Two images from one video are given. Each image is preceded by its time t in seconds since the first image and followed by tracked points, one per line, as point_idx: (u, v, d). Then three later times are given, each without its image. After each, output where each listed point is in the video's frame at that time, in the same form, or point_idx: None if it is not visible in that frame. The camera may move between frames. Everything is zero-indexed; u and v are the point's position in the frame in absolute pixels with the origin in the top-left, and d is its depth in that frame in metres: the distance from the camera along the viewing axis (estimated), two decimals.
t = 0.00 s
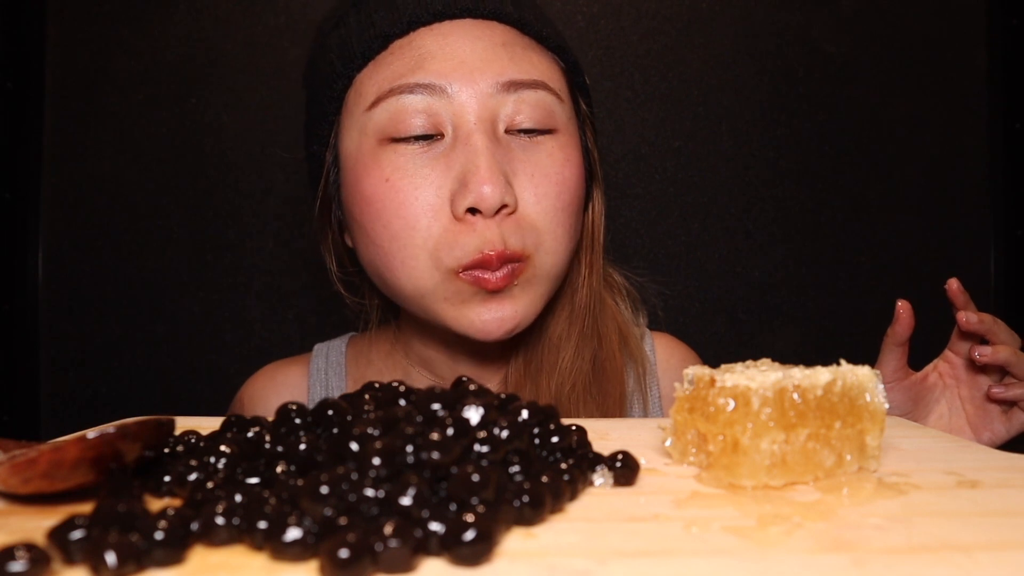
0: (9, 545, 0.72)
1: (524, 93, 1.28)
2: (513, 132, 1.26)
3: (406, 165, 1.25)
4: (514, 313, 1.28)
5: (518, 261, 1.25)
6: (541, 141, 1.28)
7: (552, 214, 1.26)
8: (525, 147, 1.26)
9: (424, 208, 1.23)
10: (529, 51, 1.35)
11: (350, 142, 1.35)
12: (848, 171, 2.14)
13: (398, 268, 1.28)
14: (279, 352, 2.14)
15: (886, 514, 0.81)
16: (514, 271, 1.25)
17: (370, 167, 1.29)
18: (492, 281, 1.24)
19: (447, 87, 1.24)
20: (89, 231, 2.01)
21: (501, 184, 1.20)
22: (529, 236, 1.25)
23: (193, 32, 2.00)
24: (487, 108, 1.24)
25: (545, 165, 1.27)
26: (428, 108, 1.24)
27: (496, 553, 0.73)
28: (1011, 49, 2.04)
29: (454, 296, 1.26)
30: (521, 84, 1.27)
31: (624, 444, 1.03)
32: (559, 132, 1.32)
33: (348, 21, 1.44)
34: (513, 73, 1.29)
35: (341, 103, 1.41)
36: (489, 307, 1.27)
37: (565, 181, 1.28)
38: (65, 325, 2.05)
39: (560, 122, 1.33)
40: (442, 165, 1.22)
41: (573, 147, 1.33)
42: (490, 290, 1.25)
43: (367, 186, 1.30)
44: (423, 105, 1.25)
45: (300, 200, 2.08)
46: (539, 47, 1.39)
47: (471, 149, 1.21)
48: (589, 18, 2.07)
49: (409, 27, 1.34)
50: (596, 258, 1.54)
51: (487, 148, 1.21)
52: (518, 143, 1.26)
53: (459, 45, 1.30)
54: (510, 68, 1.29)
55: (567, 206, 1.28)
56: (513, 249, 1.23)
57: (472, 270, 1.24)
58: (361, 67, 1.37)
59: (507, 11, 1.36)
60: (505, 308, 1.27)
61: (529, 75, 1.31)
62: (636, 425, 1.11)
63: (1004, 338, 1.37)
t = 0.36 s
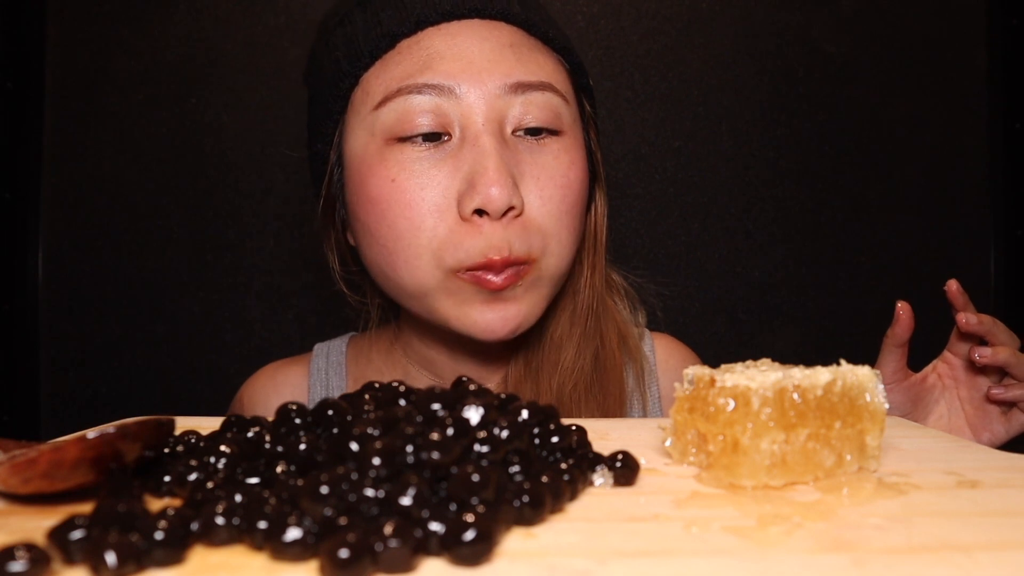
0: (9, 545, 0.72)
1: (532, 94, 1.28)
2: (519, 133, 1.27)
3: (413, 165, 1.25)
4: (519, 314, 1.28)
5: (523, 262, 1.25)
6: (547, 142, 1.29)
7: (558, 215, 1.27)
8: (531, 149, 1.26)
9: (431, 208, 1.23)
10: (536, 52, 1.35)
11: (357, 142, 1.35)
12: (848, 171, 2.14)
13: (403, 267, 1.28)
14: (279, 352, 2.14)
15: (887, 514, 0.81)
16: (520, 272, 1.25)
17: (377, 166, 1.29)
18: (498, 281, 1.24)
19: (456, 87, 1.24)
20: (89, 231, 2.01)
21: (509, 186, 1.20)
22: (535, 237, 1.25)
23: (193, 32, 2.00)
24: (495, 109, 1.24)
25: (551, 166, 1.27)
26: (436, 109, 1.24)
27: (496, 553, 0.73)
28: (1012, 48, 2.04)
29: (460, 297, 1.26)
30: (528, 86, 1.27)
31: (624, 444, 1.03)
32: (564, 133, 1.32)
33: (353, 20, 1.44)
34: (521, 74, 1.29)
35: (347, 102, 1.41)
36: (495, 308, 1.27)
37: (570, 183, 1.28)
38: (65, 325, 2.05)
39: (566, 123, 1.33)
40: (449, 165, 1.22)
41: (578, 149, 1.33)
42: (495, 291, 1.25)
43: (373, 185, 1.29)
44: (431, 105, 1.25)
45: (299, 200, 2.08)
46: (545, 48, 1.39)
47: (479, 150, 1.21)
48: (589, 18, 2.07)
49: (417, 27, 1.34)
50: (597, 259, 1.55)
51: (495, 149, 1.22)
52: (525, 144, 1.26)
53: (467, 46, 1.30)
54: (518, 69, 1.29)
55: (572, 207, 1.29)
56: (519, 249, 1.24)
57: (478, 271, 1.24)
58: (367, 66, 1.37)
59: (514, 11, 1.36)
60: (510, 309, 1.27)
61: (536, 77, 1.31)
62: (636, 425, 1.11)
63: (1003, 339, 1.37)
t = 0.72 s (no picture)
0: (9, 545, 0.72)
1: (534, 94, 1.28)
2: (522, 133, 1.27)
3: (417, 166, 1.25)
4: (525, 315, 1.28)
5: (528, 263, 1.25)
6: (549, 142, 1.29)
7: (561, 216, 1.27)
8: (534, 150, 1.26)
9: (435, 209, 1.23)
10: (537, 52, 1.35)
11: (359, 143, 1.35)
12: (848, 171, 2.14)
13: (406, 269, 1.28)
14: (279, 352, 2.14)
15: (887, 514, 0.81)
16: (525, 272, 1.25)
17: (380, 168, 1.29)
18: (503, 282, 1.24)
19: (459, 88, 1.24)
20: (89, 232, 2.01)
21: (513, 186, 1.20)
22: (538, 237, 1.25)
23: (193, 32, 2.00)
24: (498, 109, 1.24)
25: (554, 166, 1.27)
26: (439, 109, 1.24)
27: (496, 553, 0.73)
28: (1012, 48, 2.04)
29: (463, 298, 1.27)
30: (531, 86, 1.27)
31: (624, 444, 1.03)
32: (566, 134, 1.32)
33: (353, 20, 1.44)
34: (524, 75, 1.29)
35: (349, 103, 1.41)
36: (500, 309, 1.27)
37: (572, 183, 1.29)
38: (65, 325, 2.05)
39: (567, 124, 1.33)
40: (453, 166, 1.22)
41: (580, 149, 1.33)
42: (498, 291, 1.25)
43: (377, 187, 1.29)
44: (434, 106, 1.25)
45: (300, 200, 2.08)
46: (546, 48, 1.39)
47: (483, 150, 1.22)
48: (589, 18, 2.07)
49: (418, 27, 1.34)
50: (598, 259, 1.55)
51: (498, 149, 1.22)
52: (527, 145, 1.26)
53: (469, 46, 1.30)
54: (520, 70, 1.29)
55: (574, 207, 1.29)
56: (524, 250, 1.24)
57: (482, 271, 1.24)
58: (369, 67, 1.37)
59: (515, 11, 1.36)
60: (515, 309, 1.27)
61: (539, 77, 1.31)
62: (636, 425, 1.11)
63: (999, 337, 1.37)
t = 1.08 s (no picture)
0: (9, 545, 0.72)
1: (534, 89, 1.28)
2: (523, 128, 1.27)
3: (419, 162, 1.24)
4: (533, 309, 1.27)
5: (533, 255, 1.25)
6: (550, 137, 1.29)
7: (565, 208, 1.27)
8: (535, 143, 1.26)
9: (439, 204, 1.23)
10: (535, 48, 1.36)
11: (361, 141, 1.35)
12: (848, 171, 2.14)
13: (412, 266, 1.28)
14: (279, 352, 2.14)
15: (887, 514, 0.81)
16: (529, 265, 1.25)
17: (383, 165, 1.28)
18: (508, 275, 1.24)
19: (459, 83, 1.24)
20: (89, 231, 2.01)
21: (517, 178, 1.21)
22: (544, 230, 1.25)
23: (193, 32, 2.00)
24: (499, 104, 1.24)
25: (556, 160, 1.27)
26: (441, 105, 1.24)
27: (496, 553, 0.73)
28: (1011, 48, 2.04)
29: (469, 293, 1.26)
30: (531, 81, 1.28)
31: (624, 444, 1.03)
32: (566, 128, 1.32)
33: (352, 19, 1.43)
34: (523, 70, 1.29)
35: (349, 101, 1.40)
36: (506, 304, 1.26)
37: (574, 176, 1.29)
38: (65, 325, 2.05)
39: (567, 119, 1.33)
40: (456, 161, 1.22)
41: (580, 144, 1.33)
42: (504, 283, 1.25)
43: (380, 184, 1.29)
44: (435, 101, 1.25)
45: (299, 200, 2.08)
46: (543, 44, 1.40)
47: (486, 144, 1.22)
48: (589, 18, 2.07)
49: (417, 24, 1.34)
50: (597, 256, 1.55)
51: (501, 143, 1.22)
52: (528, 139, 1.26)
53: (468, 42, 1.30)
54: (519, 65, 1.29)
55: (576, 201, 1.29)
56: (528, 242, 1.23)
57: (488, 264, 1.24)
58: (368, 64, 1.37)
59: (512, 9, 1.37)
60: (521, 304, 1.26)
61: (538, 72, 1.31)
62: (636, 425, 1.11)
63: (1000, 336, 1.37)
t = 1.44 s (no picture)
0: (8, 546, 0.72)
1: (538, 87, 1.28)
2: (526, 126, 1.27)
3: (424, 158, 1.24)
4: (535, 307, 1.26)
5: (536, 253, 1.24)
6: (553, 135, 1.29)
7: (571, 205, 1.27)
8: (538, 142, 1.26)
9: (443, 200, 1.23)
10: (538, 47, 1.36)
11: (364, 138, 1.34)
12: (848, 171, 2.14)
13: (419, 265, 1.27)
14: (278, 352, 2.14)
15: (887, 514, 0.81)
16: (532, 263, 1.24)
17: (386, 161, 1.28)
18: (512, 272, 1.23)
19: (465, 80, 1.24)
20: (88, 231, 2.01)
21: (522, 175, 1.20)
22: (551, 226, 1.25)
23: (193, 32, 2.00)
24: (504, 102, 1.24)
25: (559, 158, 1.27)
26: (445, 101, 1.24)
27: (496, 553, 0.73)
28: (1011, 48, 2.04)
29: (477, 291, 1.25)
30: (535, 79, 1.28)
31: (624, 445, 1.03)
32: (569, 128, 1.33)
33: (353, 16, 1.43)
34: (527, 69, 1.29)
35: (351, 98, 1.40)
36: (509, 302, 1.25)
37: (577, 175, 1.29)
38: (64, 325, 2.05)
39: (570, 118, 1.33)
40: (461, 157, 1.22)
41: (583, 143, 1.33)
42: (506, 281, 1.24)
43: (383, 181, 1.28)
44: (440, 98, 1.25)
45: (299, 200, 2.08)
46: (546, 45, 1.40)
47: (491, 141, 1.21)
48: (589, 18, 2.07)
49: (421, 21, 1.34)
50: (597, 258, 1.55)
51: (506, 140, 1.22)
52: (532, 137, 1.26)
53: (473, 40, 1.30)
54: (524, 63, 1.29)
55: (579, 200, 1.29)
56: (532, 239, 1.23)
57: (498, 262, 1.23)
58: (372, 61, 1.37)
59: (516, 8, 1.38)
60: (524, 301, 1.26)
61: (542, 70, 1.31)
62: (636, 425, 1.11)
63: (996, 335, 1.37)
